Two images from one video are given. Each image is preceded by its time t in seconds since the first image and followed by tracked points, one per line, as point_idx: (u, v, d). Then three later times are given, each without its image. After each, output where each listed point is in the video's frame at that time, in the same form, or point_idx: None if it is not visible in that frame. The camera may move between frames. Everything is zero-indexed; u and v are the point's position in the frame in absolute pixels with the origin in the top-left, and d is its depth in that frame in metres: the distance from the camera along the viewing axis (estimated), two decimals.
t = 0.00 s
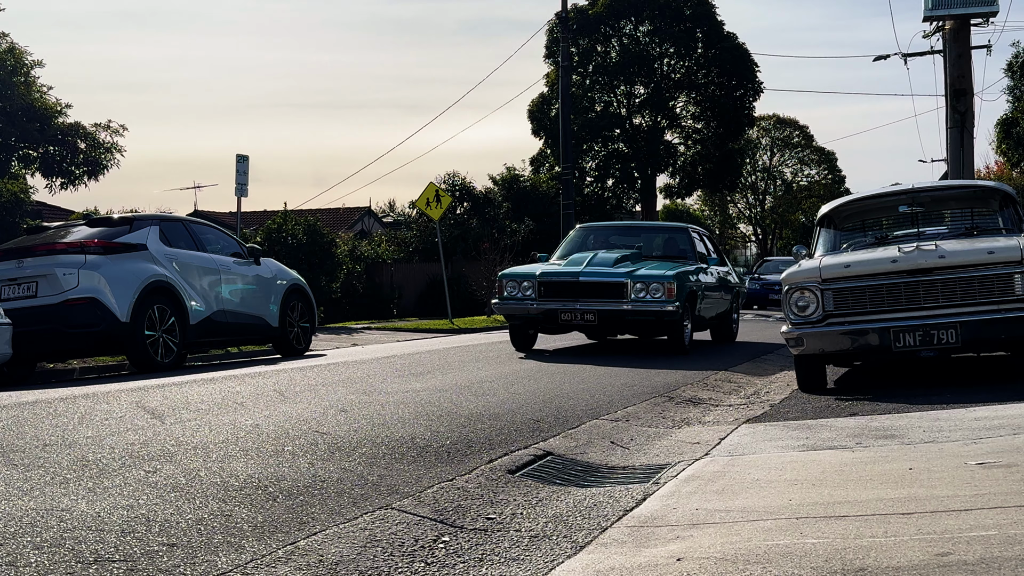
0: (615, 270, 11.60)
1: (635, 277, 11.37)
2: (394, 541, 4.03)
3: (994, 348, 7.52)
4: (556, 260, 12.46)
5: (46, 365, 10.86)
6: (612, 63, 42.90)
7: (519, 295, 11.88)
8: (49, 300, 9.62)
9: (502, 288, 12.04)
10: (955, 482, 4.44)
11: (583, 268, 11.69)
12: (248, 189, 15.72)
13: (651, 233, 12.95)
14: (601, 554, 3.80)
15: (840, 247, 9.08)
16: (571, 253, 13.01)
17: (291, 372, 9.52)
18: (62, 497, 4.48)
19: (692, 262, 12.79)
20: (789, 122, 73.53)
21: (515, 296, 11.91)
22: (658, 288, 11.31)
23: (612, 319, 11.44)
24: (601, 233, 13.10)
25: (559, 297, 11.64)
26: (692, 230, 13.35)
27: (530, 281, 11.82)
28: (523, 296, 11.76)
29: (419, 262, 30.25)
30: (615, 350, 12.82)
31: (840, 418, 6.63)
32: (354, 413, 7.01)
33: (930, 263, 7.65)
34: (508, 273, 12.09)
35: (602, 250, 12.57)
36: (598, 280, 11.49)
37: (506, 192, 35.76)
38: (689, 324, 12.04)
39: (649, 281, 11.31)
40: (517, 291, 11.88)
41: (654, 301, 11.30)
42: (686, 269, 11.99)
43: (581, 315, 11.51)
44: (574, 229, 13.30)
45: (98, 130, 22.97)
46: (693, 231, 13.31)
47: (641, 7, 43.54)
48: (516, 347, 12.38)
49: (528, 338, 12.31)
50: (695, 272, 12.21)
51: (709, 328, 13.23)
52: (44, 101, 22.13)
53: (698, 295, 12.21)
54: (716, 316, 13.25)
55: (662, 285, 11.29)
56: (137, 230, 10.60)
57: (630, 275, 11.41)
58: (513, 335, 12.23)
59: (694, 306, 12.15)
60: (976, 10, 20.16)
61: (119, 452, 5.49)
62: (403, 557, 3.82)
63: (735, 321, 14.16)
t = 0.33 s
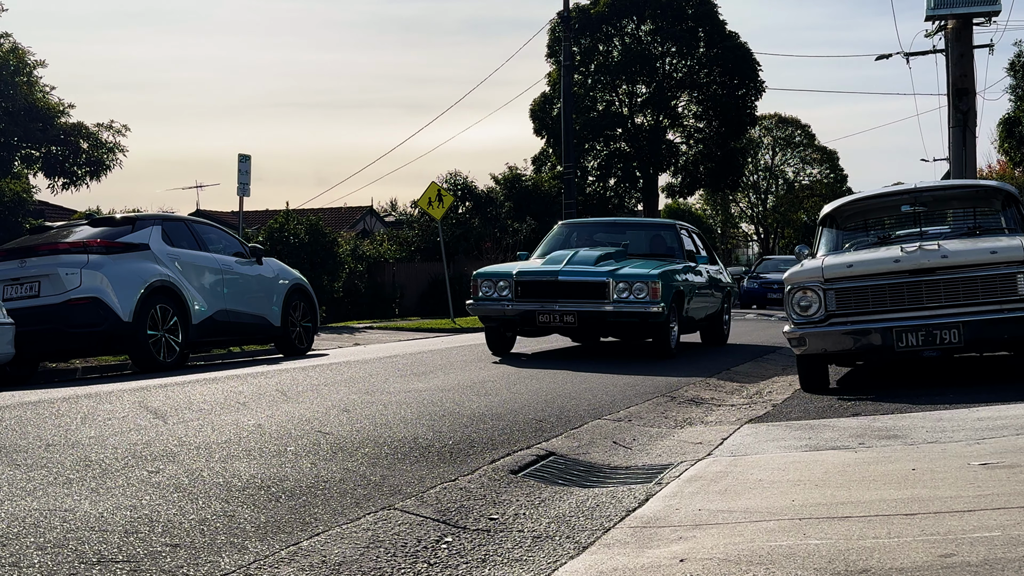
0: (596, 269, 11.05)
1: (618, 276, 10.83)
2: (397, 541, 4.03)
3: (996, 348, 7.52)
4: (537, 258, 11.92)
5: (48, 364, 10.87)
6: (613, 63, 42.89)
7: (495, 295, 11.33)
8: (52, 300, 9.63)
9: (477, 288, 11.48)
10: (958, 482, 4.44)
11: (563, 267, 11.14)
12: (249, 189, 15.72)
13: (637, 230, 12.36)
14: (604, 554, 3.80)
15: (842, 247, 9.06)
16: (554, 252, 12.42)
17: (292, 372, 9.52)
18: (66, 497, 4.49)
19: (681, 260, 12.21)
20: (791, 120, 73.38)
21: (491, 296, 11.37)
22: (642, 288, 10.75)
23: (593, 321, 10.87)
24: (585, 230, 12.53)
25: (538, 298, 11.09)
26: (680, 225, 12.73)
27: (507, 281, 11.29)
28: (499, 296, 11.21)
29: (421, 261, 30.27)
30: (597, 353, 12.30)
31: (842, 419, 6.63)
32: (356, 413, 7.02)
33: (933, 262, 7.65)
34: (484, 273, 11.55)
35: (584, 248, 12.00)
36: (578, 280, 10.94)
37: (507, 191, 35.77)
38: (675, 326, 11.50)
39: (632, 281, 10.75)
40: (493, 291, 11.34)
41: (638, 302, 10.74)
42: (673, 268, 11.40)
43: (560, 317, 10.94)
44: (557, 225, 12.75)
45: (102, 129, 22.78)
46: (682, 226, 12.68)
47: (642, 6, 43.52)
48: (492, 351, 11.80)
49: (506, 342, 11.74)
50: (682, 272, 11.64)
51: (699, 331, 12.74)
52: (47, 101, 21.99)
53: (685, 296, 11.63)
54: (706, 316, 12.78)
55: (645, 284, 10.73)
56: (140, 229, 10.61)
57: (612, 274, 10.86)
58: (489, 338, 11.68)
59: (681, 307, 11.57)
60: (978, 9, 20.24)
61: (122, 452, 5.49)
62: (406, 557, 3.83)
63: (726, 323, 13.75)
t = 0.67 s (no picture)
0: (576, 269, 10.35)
1: (599, 276, 10.12)
2: (401, 541, 4.04)
3: (1000, 349, 7.52)
4: (515, 257, 11.24)
5: (53, 365, 10.89)
6: (617, 63, 42.88)
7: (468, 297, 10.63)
8: (56, 301, 9.65)
9: (449, 288, 10.79)
10: (962, 483, 4.44)
11: (541, 267, 10.44)
12: (253, 190, 15.74)
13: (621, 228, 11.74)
14: (608, 555, 3.80)
15: (845, 247, 9.06)
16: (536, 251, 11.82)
17: (297, 372, 9.54)
18: (71, 498, 4.51)
19: (667, 259, 11.57)
20: (795, 121, 73.16)
21: (464, 298, 10.67)
22: (625, 289, 10.06)
23: (572, 324, 10.17)
24: (566, 228, 11.94)
25: (513, 299, 10.39)
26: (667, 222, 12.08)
27: (480, 281, 10.59)
28: (472, 298, 10.52)
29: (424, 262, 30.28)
30: (580, 357, 11.66)
31: (846, 419, 6.63)
32: (360, 414, 7.03)
33: (937, 263, 7.64)
34: (457, 273, 10.85)
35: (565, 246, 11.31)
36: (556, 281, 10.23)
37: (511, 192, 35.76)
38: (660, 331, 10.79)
39: (614, 282, 10.05)
40: (466, 292, 10.64)
41: (620, 305, 10.04)
42: (658, 268, 10.70)
43: (537, 320, 10.23)
44: (537, 223, 12.15)
45: (105, 130, 22.98)
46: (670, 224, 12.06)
47: (646, 7, 43.51)
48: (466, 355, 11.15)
49: (480, 345, 11.08)
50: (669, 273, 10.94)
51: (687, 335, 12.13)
52: (51, 103, 21.63)
53: (671, 298, 10.91)
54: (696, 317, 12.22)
55: (628, 285, 10.03)
56: (143, 230, 10.62)
57: (593, 274, 10.16)
58: (464, 342, 11.00)
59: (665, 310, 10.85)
60: (982, 9, 20.25)
61: (126, 452, 5.51)
62: (410, 558, 3.83)
63: (717, 326, 13.18)
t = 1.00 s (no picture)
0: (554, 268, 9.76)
1: (578, 276, 9.54)
2: (406, 542, 4.04)
3: (1006, 349, 7.52)
4: (490, 257, 10.65)
5: (59, 366, 10.92)
6: (622, 64, 42.85)
7: (440, 298, 10.03)
8: (62, 301, 9.66)
9: (419, 290, 10.19)
10: (968, 484, 4.43)
11: (516, 266, 9.84)
12: (259, 191, 15.76)
13: (607, 226, 11.18)
14: (613, 556, 3.80)
15: (851, 248, 9.04)
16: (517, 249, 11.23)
17: (302, 373, 9.55)
18: (76, 498, 4.51)
19: (654, 259, 11.02)
20: (800, 122, 73.16)
21: (435, 299, 10.07)
22: (606, 290, 9.47)
23: (550, 327, 9.57)
24: (549, 225, 11.38)
25: (487, 301, 9.79)
26: (654, 219, 11.52)
27: (453, 282, 9.99)
28: (444, 300, 9.93)
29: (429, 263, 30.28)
30: (561, 362, 11.10)
31: (852, 420, 6.62)
32: (365, 414, 7.02)
33: (943, 263, 7.62)
34: (428, 273, 10.25)
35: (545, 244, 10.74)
36: (533, 282, 9.63)
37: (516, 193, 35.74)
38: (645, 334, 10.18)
39: (595, 282, 9.46)
40: (438, 293, 10.05)
41: (602, 306, 9.45)
42: (643, 267, 10.10)
43: (513, 323, 9.63)
44: (518, 220, 11.59)
45: (113, 131, 22.94)
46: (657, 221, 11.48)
47: (651, 7, 43.49)
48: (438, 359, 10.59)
49: (453, 349, 10.52)
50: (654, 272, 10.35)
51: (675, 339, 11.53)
52: (56, 104, 21.18)
53: (657, 299, 10.31)
54: (685, 319, 11.65)
55: (610, 286, 9.45)
56: (149, 231, 10.63)
57: (572, 274, 9.58)
58: (436, 345, 10.43)
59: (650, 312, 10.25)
60: (988, 10, 20.26)
61: (132, 453, 5.52)
62: (415, 559, 3.83)
63: (708, 329, 12.59)
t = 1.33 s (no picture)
0: (529, 267, 8.99)
1: (554, 276, 8.77)
2: (411, 543, 4.03)
3: (1012, 351, 7.51)
4: (462, 256, 9.87)
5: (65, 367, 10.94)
6: (627, 66, 42.87)
7: (406, 301, 9.26)
8: (67, 303, 9.68)
9: (383, 291, 9.42)
10: (974, 485, 4.41)
11: (487, 266, 9.06)
12: (264, 193, 15.78)
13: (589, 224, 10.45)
14: (618, 557, 3.79)
15: (856, 249, 9.00)
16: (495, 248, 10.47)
17: (307, 375, 9.55)
18: (82, 499, 4.52)
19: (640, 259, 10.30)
20: (806, 123, 73.16)
21: (400, 302, 9.30)
22: (584, 292, 8.72)
23: (523, 332, 8.81)
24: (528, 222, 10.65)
25: (455, 303, 9.01)
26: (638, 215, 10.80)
27: (419, 283, 9.21)
28: (409, 302, 9.16)
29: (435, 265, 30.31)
30: (539, 368, 10.46)
31: (857, 422, 6.60)
32: (370, 415, 7.03)
33: (949, 265, 7.62)
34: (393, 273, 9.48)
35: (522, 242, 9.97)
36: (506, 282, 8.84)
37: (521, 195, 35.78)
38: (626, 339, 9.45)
39: (571, 282, 8.71)
40: (403, 295, 9.28)
41: (579, 309, 8.69)
42: (624, 267, 9.36)
43: (483, 328, 8.85)
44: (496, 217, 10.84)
45: (118, 134, 22.94)
46: (643, 217, 10.76)
47: (656, 8, 43.54)
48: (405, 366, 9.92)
49: (421, 355, 9.84)
50: (637, 272, 9.60)
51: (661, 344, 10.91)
52: (63, 106, 21.13)
53: (640, 301, 9.59)
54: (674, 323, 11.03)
55: (587, 286, 8.70)
56: (155, 232, 10.65)
57: (548, 274, 8.82)
58: (403, 350, 9.71)
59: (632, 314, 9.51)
60: (993, 11, 20.31)
61: (138, 454, 5.53)
62: (419, 560, 3.82)
63: (698, 333, 12.04)
